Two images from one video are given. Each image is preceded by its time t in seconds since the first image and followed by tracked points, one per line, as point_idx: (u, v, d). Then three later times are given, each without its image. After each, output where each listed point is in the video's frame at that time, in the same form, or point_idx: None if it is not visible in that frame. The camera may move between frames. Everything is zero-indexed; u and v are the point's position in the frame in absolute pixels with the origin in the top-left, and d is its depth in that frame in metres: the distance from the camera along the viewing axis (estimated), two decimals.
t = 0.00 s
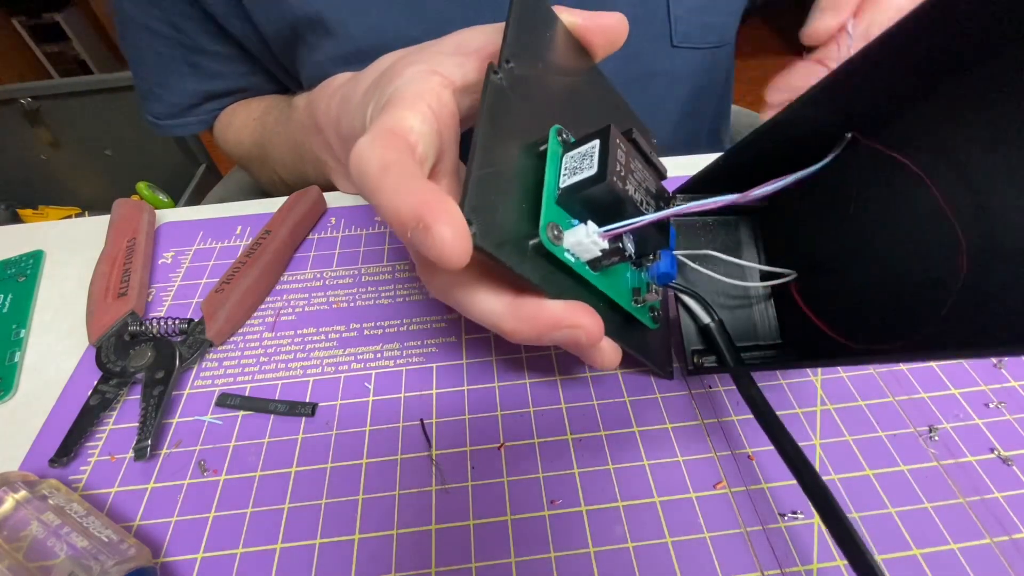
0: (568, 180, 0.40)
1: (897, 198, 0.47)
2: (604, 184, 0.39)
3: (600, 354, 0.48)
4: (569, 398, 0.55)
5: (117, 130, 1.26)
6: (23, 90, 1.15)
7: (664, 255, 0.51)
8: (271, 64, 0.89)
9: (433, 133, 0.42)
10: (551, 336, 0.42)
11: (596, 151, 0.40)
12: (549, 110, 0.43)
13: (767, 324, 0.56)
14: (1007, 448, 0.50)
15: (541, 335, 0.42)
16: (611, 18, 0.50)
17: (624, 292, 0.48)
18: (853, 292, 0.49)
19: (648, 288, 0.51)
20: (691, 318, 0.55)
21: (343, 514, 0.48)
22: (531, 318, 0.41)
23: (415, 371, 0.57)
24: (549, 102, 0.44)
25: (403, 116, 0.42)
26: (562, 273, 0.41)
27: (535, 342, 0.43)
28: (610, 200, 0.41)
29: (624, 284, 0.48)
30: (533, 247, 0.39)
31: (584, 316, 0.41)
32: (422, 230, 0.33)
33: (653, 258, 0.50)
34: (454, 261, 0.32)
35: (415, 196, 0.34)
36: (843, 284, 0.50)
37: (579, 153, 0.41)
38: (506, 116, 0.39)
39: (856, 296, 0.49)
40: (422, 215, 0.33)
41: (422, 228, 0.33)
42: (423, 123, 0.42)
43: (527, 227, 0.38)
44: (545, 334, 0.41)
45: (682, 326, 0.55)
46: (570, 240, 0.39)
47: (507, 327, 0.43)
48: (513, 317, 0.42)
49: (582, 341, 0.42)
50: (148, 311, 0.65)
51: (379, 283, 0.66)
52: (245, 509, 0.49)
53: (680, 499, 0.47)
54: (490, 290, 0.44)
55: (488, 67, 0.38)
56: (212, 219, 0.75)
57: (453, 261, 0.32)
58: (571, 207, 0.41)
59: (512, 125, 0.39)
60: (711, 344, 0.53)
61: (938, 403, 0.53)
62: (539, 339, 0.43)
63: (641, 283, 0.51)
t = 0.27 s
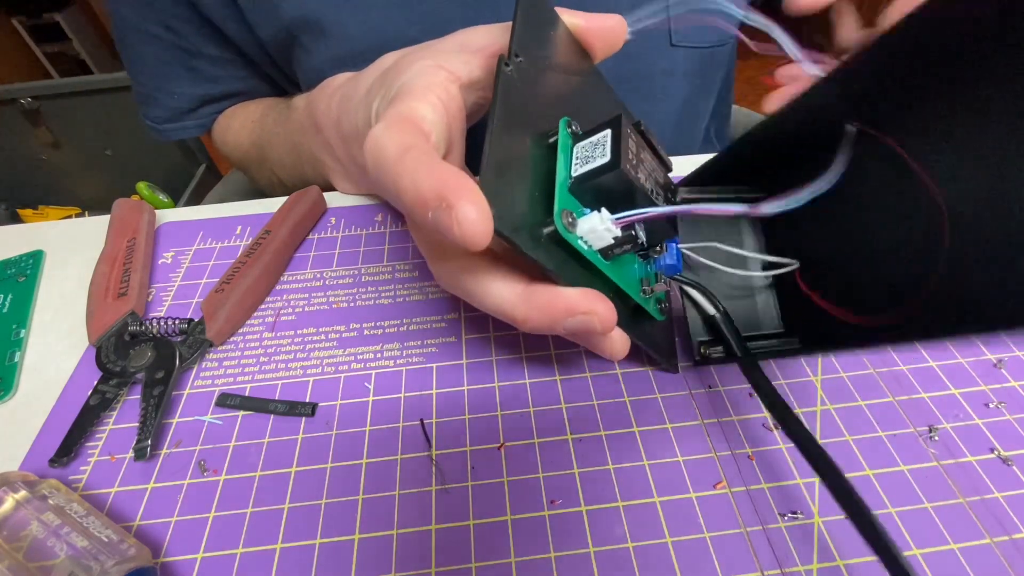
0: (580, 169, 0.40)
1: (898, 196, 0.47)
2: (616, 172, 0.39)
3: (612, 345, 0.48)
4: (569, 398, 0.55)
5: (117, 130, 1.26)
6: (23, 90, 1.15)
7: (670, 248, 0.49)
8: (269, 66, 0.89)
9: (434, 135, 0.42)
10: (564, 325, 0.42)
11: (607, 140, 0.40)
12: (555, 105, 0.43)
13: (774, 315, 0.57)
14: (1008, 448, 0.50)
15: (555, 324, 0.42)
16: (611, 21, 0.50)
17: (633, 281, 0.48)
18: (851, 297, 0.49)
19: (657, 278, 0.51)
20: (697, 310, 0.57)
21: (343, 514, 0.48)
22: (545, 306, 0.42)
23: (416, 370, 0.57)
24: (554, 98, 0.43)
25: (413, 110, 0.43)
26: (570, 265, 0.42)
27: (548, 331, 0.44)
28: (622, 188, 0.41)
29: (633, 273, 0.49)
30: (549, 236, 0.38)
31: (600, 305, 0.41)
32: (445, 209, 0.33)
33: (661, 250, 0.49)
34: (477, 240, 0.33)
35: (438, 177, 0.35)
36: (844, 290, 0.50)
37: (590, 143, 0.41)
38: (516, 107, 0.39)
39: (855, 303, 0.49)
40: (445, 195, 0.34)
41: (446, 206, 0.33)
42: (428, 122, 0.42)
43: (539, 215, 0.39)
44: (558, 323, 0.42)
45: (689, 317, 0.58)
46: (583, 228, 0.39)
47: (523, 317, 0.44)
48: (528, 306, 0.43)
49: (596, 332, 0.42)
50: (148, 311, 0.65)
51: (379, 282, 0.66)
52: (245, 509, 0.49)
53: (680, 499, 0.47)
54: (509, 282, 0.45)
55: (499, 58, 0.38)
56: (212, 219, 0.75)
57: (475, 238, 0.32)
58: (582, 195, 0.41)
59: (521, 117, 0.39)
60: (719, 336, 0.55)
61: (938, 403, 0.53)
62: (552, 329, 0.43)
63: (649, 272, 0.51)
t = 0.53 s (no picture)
0: (579, 170, 0.40)
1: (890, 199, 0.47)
2: (615, 174, 0.39)
3: (610, 345, 0.49)
4: (569, 398, 0.55)
5: (117, 130, 1.26)
6: (23, 90, 1.15)
7: (669, 250, 0.49)
8: (271, 66, 0.89)
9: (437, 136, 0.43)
10: (562, 325, 0.42)
11: (607, 141, 0.40)
12: (555, 106, 0.43)
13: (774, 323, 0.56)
14: (1007, 448, 0.50)
15: (553, 324, 0.42)
16: (611, 26, 0.50)
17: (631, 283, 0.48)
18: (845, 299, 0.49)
19: (656, 279, 0.51)
20: (695, 310, 0.56)
21: (343, 514, 0.48)
22: (542, 307, 0.42)
23: (416, 370, 0.57)
24: (554, 100, 0.43)
25: (413, 110, 0.43)
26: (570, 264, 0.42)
27: (546, 331, 0.44)
28: (621, 190, 0.41)
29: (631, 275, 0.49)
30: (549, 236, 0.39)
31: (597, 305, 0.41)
32: (441, 207, 0.33)
33: (661, 251, 0.49)
34: (473, 239, 0.32)
35: (435, 175, 0.35)
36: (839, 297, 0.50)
37: (590, 144, 0.41)
38: (516, 109, 0.39)
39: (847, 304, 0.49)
40: (442, 192, 0.33)
41: (442, 204, 0.33)
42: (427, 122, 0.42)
43: (539, 216, 0.39)
44: (556, 323, 0.42)
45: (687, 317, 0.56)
46: (581, 228, 0.39)
47: (521, 318, 0.44)
48: (526, 307, 0.43)
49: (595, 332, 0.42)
50: (148, 311, 0.65)
51: (379, 282, 0.66)
52: (244, 509, 0.49)
53: (680, 499, 0.47)
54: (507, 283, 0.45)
55: (499, 60, 0.38)
56: (212, 219, 0.75)
57: (471, 237, 0.32)
58: (581, 195, 0.41)
59: (521, 118, 0.39)
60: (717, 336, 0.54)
61: (938, 403, 0.53)
62: (551, 329, 0.43)
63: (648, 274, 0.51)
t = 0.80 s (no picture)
0: (581, 168, 0.40)
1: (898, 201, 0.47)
2: (617, 172, 0.39)
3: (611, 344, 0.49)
4: (570, 398, 0.55)
5: (117, 130, 1.26)
6: (23, 90, 1.15)
7: (669, 251, 0.50)
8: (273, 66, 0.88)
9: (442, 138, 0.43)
10: (562, 321, 0.42)
11: (609, 140, 0.40)
12: (557, 107, 0.44)
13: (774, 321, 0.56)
14: (1007, 448, 0.50)
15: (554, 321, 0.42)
16: (611, 31, 0.51)
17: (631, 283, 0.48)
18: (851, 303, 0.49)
19: (657, 280, 0.51)
20: (695, 312, 0.56)
21: (343, 514, 0.48)
22: (541, 303, 0.42)
23: (416, 370, 0.57)
24: (555, 101, 0.43)
25: (417, 107, 0.43)
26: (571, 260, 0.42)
27: (547, 329, 0.44)
28: (622, 188, 0.41)
29: (631, 275, 0.49)
30: (549, 234, 0.38)
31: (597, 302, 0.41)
32: (444, 199, 0.33)
33: (661, 251, 0.49)
34: (475, 231, 0.32)
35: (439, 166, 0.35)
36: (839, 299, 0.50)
37: (592, 144, 0.41)
38: (519, 107, 0.39)
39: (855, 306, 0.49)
40: (445, 185, 0.33)
41: (446, 194, 0.33)
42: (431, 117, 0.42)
43: (541, 212, 0.39)
44: (556, 319, 0.42)
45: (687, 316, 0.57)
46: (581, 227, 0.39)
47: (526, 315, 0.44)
48: (524, 304, 0.43)
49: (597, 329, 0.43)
50: (148, 311, 0.65)
51: (379, 282, 0.66)
52: (244, 509, 0.49)
53: (680, 499, 0.47)
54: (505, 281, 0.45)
55: (503, 60, 0.38)
56: (212, 219, 0.75)
57: (474, 229, 0.32)
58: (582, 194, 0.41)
59: (525, 117, 0.40)
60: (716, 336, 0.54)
61: (938, 403, 0.53)
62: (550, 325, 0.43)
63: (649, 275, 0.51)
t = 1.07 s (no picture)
0: (576, 171, 0.40)
1: (895, 201, 0.47)
2: (611, 176, 0.39)
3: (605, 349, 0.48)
4: (569, 398, 0.55)
5: (117, 130, 1.26)
6: (23, 90, 1.15)
7: (666, 253, 0.51)
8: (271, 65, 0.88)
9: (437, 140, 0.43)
10: (555, 328, 0.42)
11: (603, 143, 0.40)
12: (554, 109, 0.44)
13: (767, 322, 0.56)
14: (1007, 448, 0.50)
15: (547, 327, 0.43)
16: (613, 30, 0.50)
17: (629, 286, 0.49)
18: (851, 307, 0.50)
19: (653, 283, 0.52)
20: (692, 315, 0.57)
21: (343, 514, 0.48)
22: (537, 309, 0.42)
23: (416, 370, 0.57)
24: (552, 103, 0.43)
25: (412, 111, 0.43)
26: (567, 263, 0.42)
27: (541, 334, 0.44)
28: (617, 191, 0.41)
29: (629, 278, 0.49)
30: (543, 239, 0.39)
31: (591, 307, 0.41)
32: (434, 206, 0.33)
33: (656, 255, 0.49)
34: (464, 238, 0.32)
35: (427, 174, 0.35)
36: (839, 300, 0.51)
37: (587, 146, 0.41)
38: (513, 111, 0.39)
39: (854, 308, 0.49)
40: (435, 192, 0.33)
41: (435, 202, 0.33)
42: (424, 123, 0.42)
43: (534, 218, 0.39)
44: (550, 326, 0.42)
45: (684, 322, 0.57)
46: (574, 232, 0.40)
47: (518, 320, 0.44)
48: (518, 310, 0.43)
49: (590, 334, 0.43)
50: (148, 311, 0.65)
51: (379, 283, 0.66)
52: (245, 509, 0.49)
53: (680, 499, 0.47)
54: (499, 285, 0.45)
55: (497, 64, 0.38)
56: (212, 218, 0.75)
57: (464, 237, 0.32)
58: (578, 198, 0.41)
59: (519, 121, 0.39)
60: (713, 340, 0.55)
61: (938, 403, 0.53)
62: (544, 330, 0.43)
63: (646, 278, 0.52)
